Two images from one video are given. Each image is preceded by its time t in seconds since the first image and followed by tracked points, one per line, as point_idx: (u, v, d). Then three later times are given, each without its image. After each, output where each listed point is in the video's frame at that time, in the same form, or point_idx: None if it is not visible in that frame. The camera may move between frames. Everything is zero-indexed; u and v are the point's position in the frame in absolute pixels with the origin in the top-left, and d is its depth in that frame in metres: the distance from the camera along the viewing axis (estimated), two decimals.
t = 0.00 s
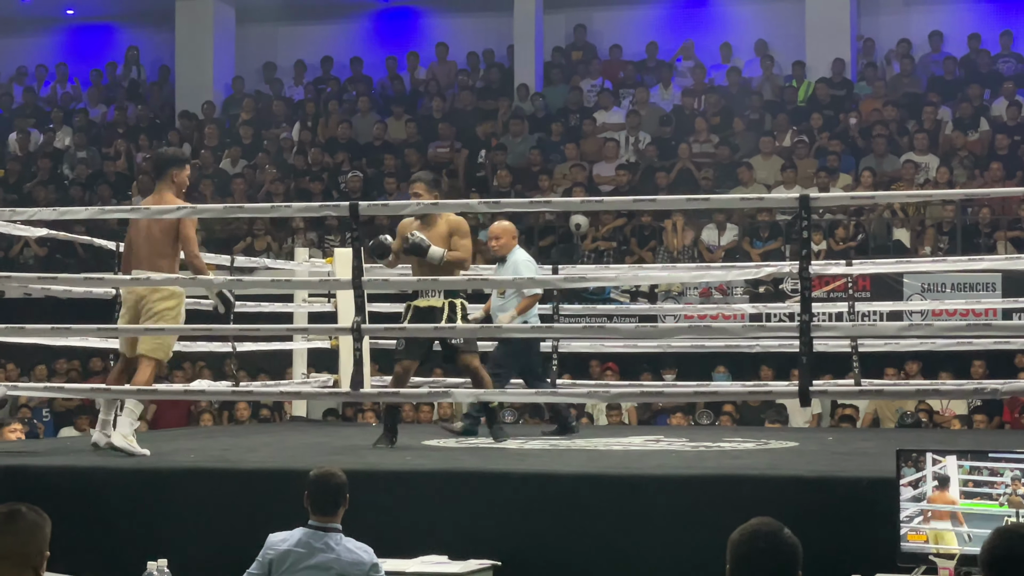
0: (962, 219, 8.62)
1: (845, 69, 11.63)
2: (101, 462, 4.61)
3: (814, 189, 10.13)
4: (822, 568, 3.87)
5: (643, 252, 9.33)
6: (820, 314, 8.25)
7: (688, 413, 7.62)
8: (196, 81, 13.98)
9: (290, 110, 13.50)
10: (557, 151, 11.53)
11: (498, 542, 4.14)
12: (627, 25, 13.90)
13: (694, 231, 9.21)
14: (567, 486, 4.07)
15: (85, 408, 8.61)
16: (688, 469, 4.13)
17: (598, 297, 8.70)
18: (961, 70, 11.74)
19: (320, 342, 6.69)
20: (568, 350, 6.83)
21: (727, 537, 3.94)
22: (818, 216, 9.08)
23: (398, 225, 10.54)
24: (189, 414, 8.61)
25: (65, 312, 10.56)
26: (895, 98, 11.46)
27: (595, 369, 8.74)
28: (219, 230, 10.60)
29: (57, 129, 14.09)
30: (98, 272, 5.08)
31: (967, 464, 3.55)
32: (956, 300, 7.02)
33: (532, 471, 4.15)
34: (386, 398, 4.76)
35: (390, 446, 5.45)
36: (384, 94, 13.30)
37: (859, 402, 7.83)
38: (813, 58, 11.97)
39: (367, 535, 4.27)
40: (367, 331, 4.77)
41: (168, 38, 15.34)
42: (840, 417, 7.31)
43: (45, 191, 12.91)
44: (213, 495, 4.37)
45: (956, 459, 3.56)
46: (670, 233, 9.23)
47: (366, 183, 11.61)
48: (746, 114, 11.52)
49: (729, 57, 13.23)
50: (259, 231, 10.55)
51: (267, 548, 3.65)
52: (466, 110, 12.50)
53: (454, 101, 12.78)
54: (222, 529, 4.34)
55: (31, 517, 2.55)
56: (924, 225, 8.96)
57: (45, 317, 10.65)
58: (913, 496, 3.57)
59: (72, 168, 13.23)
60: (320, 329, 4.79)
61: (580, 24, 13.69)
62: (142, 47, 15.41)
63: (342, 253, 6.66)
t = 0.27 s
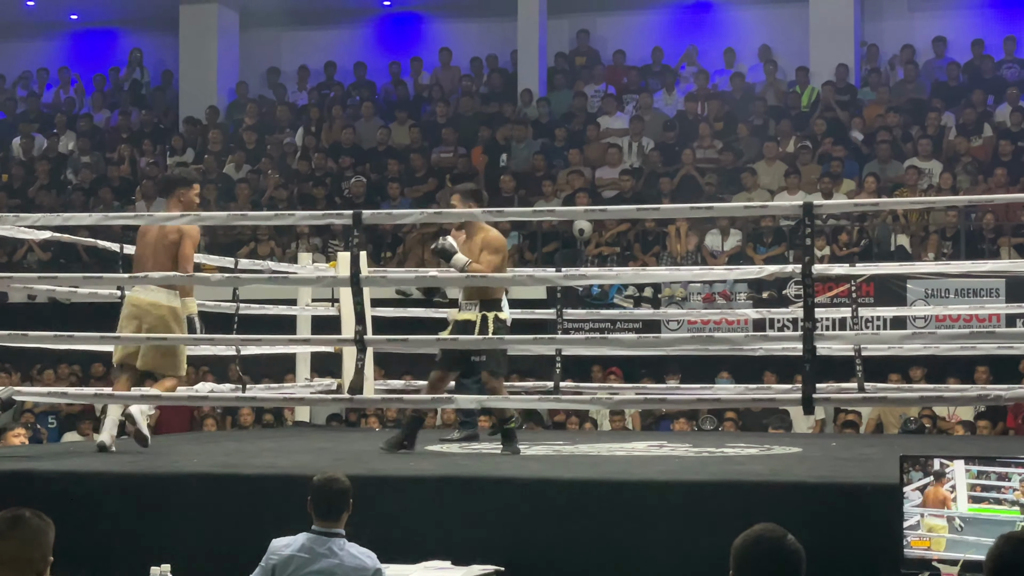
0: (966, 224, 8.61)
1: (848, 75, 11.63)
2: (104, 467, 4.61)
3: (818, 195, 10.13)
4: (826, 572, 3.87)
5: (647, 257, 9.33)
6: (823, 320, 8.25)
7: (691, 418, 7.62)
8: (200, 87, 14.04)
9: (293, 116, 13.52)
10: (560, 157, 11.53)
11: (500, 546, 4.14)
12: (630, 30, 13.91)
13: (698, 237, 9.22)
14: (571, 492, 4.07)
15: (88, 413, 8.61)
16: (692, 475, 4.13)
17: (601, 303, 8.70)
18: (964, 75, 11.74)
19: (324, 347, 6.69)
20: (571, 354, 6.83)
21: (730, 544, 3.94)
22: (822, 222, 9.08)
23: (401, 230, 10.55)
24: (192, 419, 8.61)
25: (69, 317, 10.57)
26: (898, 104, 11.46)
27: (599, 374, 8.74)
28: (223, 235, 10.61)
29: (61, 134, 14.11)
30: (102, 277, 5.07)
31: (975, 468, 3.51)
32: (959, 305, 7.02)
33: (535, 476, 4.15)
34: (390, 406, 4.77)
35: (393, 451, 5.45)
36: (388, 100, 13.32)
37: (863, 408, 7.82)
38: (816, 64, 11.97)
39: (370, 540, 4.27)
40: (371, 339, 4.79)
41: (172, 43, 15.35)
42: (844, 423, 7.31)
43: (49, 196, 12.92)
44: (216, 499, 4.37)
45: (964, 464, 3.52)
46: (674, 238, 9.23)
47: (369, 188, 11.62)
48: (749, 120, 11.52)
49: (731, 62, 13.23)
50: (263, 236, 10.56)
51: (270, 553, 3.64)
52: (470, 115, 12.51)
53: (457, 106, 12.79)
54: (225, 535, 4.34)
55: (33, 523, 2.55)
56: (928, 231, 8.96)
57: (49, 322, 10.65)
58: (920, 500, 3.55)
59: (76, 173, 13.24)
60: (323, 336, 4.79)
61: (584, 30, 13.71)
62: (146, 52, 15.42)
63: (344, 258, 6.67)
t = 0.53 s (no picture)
0: (968, 228, 8.62)
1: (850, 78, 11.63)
2: (107, 469, 4.61)
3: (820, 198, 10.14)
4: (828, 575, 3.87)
5: (649, 260, 9.33)
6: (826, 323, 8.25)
7: (693, 421, 7.62)
8: (203, 90, 14.08)
9: (296, 118, 13.53)
10: (563, 160, 11.54)
11: (502, 550, 4.14)
12: (633, 33, 13.92)
13: (700, 240, 9.22)
14: (573, 495, 4.07)
15: (91, 416, 8.62)
16: (694, 479, 4.12)
17: (603, 306, 8.70)
18: (967, 79, 11.74)
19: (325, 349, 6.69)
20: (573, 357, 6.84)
21: (732, 548, 3.93)
22: (824, 225, 9.08)
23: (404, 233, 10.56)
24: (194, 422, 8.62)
25: (72, 319, 10.58)
26: (901, 107, 11.46)
27: (601, 377, 8.74)
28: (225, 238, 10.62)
29: (63, 136, 14.14)
30: (105, 278, 5.08)
31: (984, 474, 3.53)
32: (962, 309, 7.02)
33: (537, 479, 4.15)
34: (392, 403, 4.77)
35: (395, 454, 5.45)
36: (390, 102, 13.33)
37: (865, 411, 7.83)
38: (818, 66, 11.98)
39: (373, 543, 4.27)
40: (373, 338, 4.80)
41: (174, 46, 15.37)
42: (846, 426, 7.32)
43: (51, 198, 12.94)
44: (218, 502, 4.37)
45: (974, 469, 3.53)
46: (676, 241, 9.23)
47: (372, 191, 11.63)
48: (752, 123, 11.53)
49: (733, 65, 13.23)
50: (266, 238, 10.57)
51: (273, 556, 3.63)
52: (472, 118, 12.52)
53: (460, 109, 12.80)
54: (228, 538, 4.34)
55: (38, 525, 2.55)
56: (930, 234, 8.96)
57: (52, 325, 10.67)
58: (929, 504, 3.53)
59: (78, 175, 13.26)
60: (326, 336, 4.80)
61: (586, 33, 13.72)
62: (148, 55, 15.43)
63: (347, 260, 6.68)
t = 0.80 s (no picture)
0: (970, 229, 8.62)
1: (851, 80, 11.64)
2: (108, 470, 4.61)
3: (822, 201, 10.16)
4: None
5: (651, 261, 9.33)
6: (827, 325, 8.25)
7: (695, 423, 7.62)
8: (205, 91, 14.09)
9: (297, 119, 13.54)
10: (564, 161, 11.55)
11: (502, 550, 4.14)
12: (634, 34, 13.92)
13: (701, 242, 9.23)
14: (574, 497, 4.07)
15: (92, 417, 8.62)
16: (695, 480, 4.12)
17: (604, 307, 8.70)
18: (968, 80, 11.75)
19: (327, 351, 6.69)
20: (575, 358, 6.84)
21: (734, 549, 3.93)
22: (825, 227, 9.08)
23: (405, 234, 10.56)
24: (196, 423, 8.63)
25: (73, 320, 10.59)
26: (902, 108, 11.47)
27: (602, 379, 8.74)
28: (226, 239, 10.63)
29: (65, 137, 14.15)
30: (106, 279, 5.08)
31: (987, 476, 3.50)
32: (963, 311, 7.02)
33: (537, 480, 4.15)
34: (393, 405, 4.78)
35: (396, 455, 5.45)
36: (392, 103, 13.33)
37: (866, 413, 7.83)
38: (820, 68, 11.98)
39: (373, 544, 4.27)
40: (374, 340, 4.81)
41: (176, 47, 15.38)
42: (847, 428, 7.32)
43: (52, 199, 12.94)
44: (219, 502, 4.37)
45: (975, 471, 3.51)
46: (677, 242, 9.24)
47: (373, 192, 11.64)
48: (753, 125, 11.53)
49: (735, 67, 13.24)
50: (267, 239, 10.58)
51: (274, 556, 3.64)
52: (473, 119, 12.52)
53: (462, 111, 12.81)
54: (228, 538, 4.34)
55: (39, 525, 2.55)
56: (931, 236, 8.96)
57: (53, 326, 10.68)
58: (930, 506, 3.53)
59: (80, 176, 13.26)
60: (326, 337, 4.81)
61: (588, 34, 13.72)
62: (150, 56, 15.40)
63: (348, 262, 6.68)
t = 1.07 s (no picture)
0: (971, 233, 8.61)
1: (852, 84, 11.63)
2: (109, 473, 4.61)
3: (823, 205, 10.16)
4: None
5: (652, 265, 9.32)
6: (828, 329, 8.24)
7: (695, 426, 7.62)
8: (206, 94, 14.10)
9: (298, 122, 13.54)
10: (565, 164, 11.56)
11: (503, 554, 4.14)
12: (636, 37, 13.93)
13: (702, 245, 9.20)
14: (575, 500, 4.06)
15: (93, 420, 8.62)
16: (696, 484, 4.12)
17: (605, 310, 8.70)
18: (969, 84, 11.74)
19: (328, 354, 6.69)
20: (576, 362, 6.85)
21: (735, 552, 3.93)
22: (826, 231, 9.08)
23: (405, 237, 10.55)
24: (196, 426, 8.63)
25: (74, 323, 10.59)
26: (903, 112, 11.47)
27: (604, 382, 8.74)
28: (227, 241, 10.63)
29: (66, 140, 14.16)
30: (108, 282, 5.08)
31: (984, 482, 3.50)
32: (964, 315, 7.01)
33: (538, 484, 4.15)
34: (394, 409, 4.78)
35: (397, 458, 5.44)
36: (393, 106, 13.33)
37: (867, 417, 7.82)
38: (821, 72, 11.98)
39: (374, 547, 4.26)
40: (375, 344, 4.81)
41: (177, 50, 15.38)
42: (848, 432, 7.32)
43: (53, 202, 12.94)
44: (220, 505, 4.37)
45: (973, 476, 3.51)
46: (679, 246, 9.21)
47: (374, 195, 11.64)
48: (754, 128, 11.53)
49: (736, 70, 13.25)
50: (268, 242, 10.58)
51: (275, 560, 3.64)
52: (474, 123, 12.52)
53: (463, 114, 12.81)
54: (229, 542, 4.34)
55: (40, 528, 2.55)
56: (932, 240, 8.96)
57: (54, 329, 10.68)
58: (928, 512, 3.53)
59: (81, 179, 13.26)
60: (328, 341, 4.81)
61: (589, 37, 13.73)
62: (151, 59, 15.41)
63: (349, 265, 6.68)
